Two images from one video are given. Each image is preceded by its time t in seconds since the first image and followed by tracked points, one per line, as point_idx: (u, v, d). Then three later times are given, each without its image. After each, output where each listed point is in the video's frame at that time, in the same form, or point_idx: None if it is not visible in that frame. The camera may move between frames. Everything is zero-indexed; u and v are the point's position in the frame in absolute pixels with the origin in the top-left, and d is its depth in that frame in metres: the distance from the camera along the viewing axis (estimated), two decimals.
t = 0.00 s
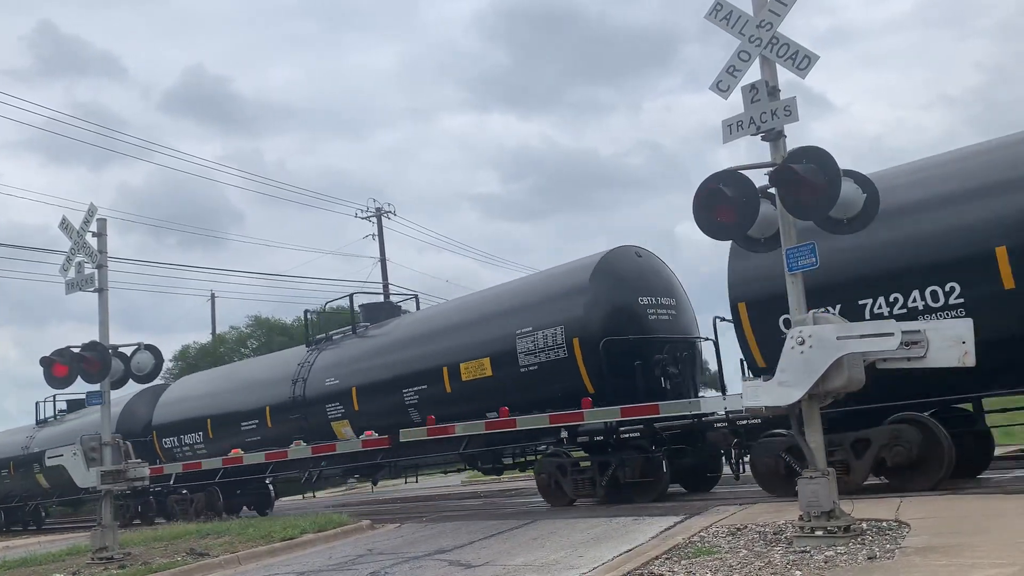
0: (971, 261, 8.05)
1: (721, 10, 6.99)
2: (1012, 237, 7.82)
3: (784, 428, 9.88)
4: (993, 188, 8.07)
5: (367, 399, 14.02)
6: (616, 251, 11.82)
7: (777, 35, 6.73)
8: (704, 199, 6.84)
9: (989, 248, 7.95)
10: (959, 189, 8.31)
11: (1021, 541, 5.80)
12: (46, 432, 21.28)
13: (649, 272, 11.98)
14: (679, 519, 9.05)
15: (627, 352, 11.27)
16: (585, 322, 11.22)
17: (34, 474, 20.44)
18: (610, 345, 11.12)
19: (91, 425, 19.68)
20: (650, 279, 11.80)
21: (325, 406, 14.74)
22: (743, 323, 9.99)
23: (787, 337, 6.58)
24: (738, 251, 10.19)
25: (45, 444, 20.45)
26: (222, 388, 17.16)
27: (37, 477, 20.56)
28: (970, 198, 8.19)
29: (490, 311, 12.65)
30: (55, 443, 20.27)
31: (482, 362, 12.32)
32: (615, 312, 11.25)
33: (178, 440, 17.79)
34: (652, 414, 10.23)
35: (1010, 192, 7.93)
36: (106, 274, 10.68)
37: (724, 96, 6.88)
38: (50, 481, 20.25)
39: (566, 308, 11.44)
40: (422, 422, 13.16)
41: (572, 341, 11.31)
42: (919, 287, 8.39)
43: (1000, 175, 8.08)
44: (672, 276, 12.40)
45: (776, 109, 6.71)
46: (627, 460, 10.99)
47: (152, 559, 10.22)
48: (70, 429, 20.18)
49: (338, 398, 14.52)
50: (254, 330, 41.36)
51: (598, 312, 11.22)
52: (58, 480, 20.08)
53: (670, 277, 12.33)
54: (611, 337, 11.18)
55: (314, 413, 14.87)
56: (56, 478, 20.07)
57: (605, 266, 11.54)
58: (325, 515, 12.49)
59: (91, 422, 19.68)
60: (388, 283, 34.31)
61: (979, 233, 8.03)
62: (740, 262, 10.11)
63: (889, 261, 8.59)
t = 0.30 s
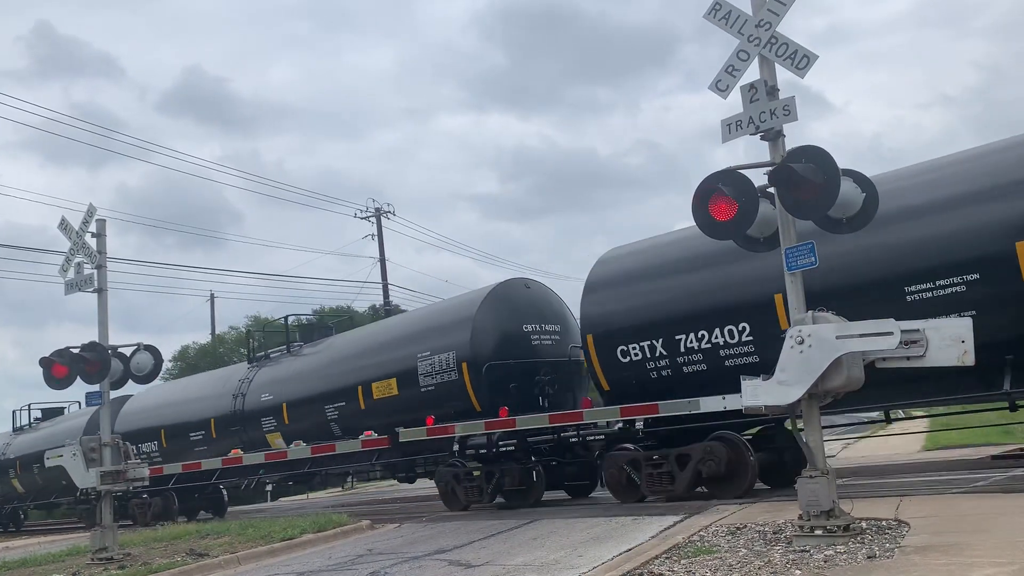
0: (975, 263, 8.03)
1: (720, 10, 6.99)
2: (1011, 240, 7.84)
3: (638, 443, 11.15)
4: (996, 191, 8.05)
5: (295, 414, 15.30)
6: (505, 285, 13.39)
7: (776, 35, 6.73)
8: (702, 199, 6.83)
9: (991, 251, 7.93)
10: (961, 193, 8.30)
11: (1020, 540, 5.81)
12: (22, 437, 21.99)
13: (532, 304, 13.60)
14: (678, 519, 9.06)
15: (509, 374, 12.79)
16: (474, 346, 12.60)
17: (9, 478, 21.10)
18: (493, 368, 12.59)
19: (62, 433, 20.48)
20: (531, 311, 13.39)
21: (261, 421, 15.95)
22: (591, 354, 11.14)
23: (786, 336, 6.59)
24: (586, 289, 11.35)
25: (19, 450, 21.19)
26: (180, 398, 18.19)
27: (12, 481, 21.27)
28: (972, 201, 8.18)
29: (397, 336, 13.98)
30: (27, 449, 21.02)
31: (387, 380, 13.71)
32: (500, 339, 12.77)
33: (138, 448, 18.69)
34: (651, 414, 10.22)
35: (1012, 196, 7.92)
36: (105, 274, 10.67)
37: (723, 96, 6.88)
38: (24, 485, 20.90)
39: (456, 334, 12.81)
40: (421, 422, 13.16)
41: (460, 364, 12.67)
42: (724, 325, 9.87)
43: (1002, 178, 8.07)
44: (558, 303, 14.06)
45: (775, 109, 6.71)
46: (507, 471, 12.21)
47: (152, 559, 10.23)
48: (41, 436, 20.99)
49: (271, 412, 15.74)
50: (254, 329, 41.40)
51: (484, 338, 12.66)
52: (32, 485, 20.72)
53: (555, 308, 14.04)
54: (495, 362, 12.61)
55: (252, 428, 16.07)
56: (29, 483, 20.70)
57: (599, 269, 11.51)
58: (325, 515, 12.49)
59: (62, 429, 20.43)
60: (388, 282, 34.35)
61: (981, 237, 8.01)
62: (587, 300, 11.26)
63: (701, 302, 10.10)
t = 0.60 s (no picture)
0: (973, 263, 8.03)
1: (719, 9, 7.00)
2: (1012, 241, 7.83)
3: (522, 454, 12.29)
4: (994, 192, 8.06)
5: (238, 426, 16.16)
6: (417, 310, 14.44)
7: (774, 35, 6.73)
8: (702, 199, 6.83)
9: (989, 251, 7.94)
10: (959, 194, 8.32)
11: (1019, 538, 5.82)
12: None
13: (444, 325, 14.71)
14: (678, 518, 9.06)
15: (417, 391, 13.81)
16: (383, 367, 13.64)
17: None
18: (400, 386, 13.64)
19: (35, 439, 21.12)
20: (442, 333, 14.49)
21: (206, 432, 16.85)
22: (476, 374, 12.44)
23: (785, 335, 6.59)
24: (475, 316, 12.66)
25: None
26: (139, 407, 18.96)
27: None
28: (972, 201, 8.18)
29: (320, 356, 14.98)
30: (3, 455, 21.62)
31: (312, 397, 14.69)
32: (410, 360, 13.83)
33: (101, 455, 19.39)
34: (651, 414, 10.21)
35: (1010, 197, 7.93)
36: (104, 274, 10.66)
37: (722, 95, 6.88)
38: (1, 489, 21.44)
39: (368, 355, 13.85)
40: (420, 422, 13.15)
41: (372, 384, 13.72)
42: (577, 353, 11.15)
43: (1003, 178, 8.06)
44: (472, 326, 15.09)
45: (774, 108, 6.71)
46: (413, 480, 13.35)
47: (152, 559, 10.23)
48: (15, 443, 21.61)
49: (215, 425, 16.64)
50: (252, 329, 41.42)
51: (393, 359, 13.73)
52: (9, 488, 21.13)
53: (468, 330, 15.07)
54: (404, 381, 13.62)
55: (197, 438, 16.93)
56: (6, 487, 21.23)
57: (597, 271, 11.43)
58: (324, 515, 12.49)
59: (38, 435, 21.04)
60: (385, 282, 34.36)
61: (974, 237, 8.04)
62: (477, 326, 12.51)
63: (563, 332, 11.36)
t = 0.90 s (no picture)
0: (972, 261, 8.04)
1: (717, 7, 7.00)
2: (1012, 235, 7.82)
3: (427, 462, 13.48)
4: (992, 187, 8.07)
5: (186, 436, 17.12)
6: (345, 332, 15.61)
7: (773, 33, 6.72)
8: (701, 198, 6.82)
9: (987, 248, 7.95)
10: (958, 190, 8.32)
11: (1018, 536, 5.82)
12: None
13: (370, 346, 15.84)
14: (677, 517, 9.07)
15: (340, 408, 14.90)
16: (310, 384, 14.73)
17: None
18: (323, 403, 14.72)
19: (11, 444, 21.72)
20: (368, 351, 15.59)
21: (158, 440, 17.77)
22: (385, 393, 13.73)
23: (784, 334, 6.60)
24: (384, 339, 13.99)
25: None
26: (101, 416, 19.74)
27: None
28: (972, 197, 8.17)
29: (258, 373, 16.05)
30: None
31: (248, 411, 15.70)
32: (336, 377, 14.91)
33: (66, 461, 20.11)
34: (650, 413, 10.21)
35: (1008, 192, 7.94)
36: (103, 274, 10.66)
37: (721, 94, 6.88)
38: None
39: (298, 373, 14.97)
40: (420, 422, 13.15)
41: (299, 400, 14.84)
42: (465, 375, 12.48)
43: (1002, 173, 8.06)
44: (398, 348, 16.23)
45: (772, 107, 6.71)
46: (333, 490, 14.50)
47: (151, 559, 10.22)
48: None
49: (166, 434, 17.55)
50: (251, 329, 41.45)
51: (318, 378, 14.83)
52: None
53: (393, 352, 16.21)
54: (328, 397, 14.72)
55: (150, 447, 17.80)
56: None
57: (596, 273, 11.46)
58: (324, 514, 12.49)
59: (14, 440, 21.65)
60: (385, 282, 34.38)
61: (973, 234, 8.05)
62: (445, 336, 12.94)
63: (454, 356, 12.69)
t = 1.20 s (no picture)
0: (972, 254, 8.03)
1: (716, 6, 7.01)
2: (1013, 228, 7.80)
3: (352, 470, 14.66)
4: (994, 180, 8.06)
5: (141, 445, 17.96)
6: (285, 350, 16.63)
7: (772, 32, 6.72)
8: (700, 197, 6.83)
9: (987, 240, 7.94)
10: (959, 183, 8.32)
11: (1018, 535, 5.82)
12: None
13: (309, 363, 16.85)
14: (677, 516, 9.07)
15: (274, 420, 15.85)
16: (249, 399, 15.68)
17: None
18: (261, 415, 15.67)
19: None
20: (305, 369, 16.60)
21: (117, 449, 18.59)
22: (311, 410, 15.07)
23: (783, 333, 6.60)
24: (310, 361, 15.41)
25: None
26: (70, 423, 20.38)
27: None
28: (972, 190, 8.17)
29: (204, 388, 16.98)
30: None
31: (194, 423, 16.65)
32: (274, 392, 15.90)
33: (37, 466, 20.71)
34: (649, 411, 10.21)
35: (1009, 186, 7.93)
36: (102, 274, 10.65)
37: (719, 93, 6.89)
38: None
39: (238, 388, 15.88)
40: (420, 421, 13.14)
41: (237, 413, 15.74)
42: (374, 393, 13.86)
43: (1002, 167, 8.06)
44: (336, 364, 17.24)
45: (771, 106, 6.71)
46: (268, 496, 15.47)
47: (151, 559, 10.22)
48: None
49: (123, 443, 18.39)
50: (251, 329, 41.53)
51: (257, 393, 15.80)
52: None
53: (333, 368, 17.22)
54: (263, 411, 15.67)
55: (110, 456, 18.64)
56: None
57: (596, 275, 11.52)
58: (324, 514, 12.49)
59: None
60: (384, 281, 34.44)
61: (974, 226, 8.03)
62: (445, 338, 12.98)
63: (368, 376, 14.09)
